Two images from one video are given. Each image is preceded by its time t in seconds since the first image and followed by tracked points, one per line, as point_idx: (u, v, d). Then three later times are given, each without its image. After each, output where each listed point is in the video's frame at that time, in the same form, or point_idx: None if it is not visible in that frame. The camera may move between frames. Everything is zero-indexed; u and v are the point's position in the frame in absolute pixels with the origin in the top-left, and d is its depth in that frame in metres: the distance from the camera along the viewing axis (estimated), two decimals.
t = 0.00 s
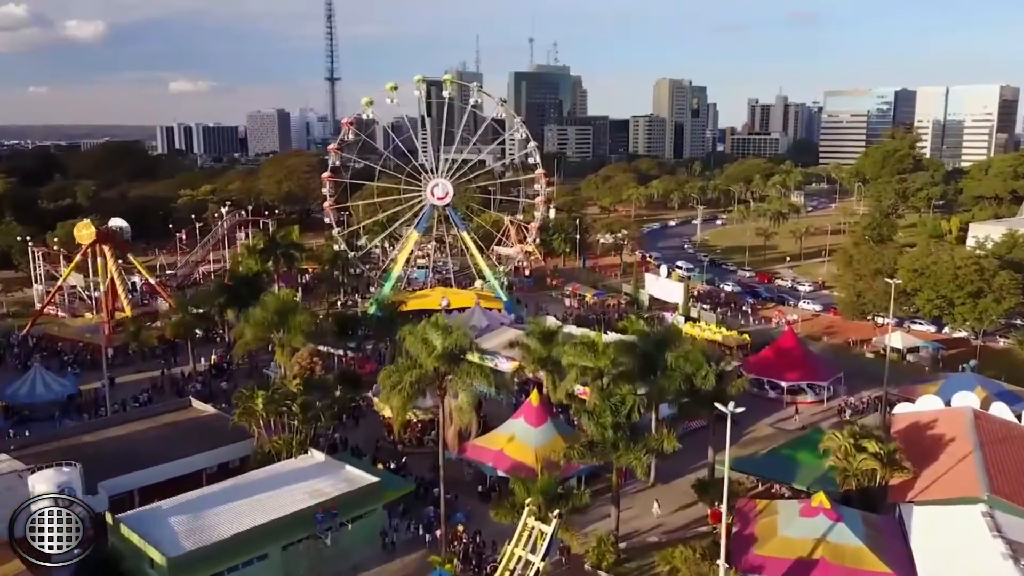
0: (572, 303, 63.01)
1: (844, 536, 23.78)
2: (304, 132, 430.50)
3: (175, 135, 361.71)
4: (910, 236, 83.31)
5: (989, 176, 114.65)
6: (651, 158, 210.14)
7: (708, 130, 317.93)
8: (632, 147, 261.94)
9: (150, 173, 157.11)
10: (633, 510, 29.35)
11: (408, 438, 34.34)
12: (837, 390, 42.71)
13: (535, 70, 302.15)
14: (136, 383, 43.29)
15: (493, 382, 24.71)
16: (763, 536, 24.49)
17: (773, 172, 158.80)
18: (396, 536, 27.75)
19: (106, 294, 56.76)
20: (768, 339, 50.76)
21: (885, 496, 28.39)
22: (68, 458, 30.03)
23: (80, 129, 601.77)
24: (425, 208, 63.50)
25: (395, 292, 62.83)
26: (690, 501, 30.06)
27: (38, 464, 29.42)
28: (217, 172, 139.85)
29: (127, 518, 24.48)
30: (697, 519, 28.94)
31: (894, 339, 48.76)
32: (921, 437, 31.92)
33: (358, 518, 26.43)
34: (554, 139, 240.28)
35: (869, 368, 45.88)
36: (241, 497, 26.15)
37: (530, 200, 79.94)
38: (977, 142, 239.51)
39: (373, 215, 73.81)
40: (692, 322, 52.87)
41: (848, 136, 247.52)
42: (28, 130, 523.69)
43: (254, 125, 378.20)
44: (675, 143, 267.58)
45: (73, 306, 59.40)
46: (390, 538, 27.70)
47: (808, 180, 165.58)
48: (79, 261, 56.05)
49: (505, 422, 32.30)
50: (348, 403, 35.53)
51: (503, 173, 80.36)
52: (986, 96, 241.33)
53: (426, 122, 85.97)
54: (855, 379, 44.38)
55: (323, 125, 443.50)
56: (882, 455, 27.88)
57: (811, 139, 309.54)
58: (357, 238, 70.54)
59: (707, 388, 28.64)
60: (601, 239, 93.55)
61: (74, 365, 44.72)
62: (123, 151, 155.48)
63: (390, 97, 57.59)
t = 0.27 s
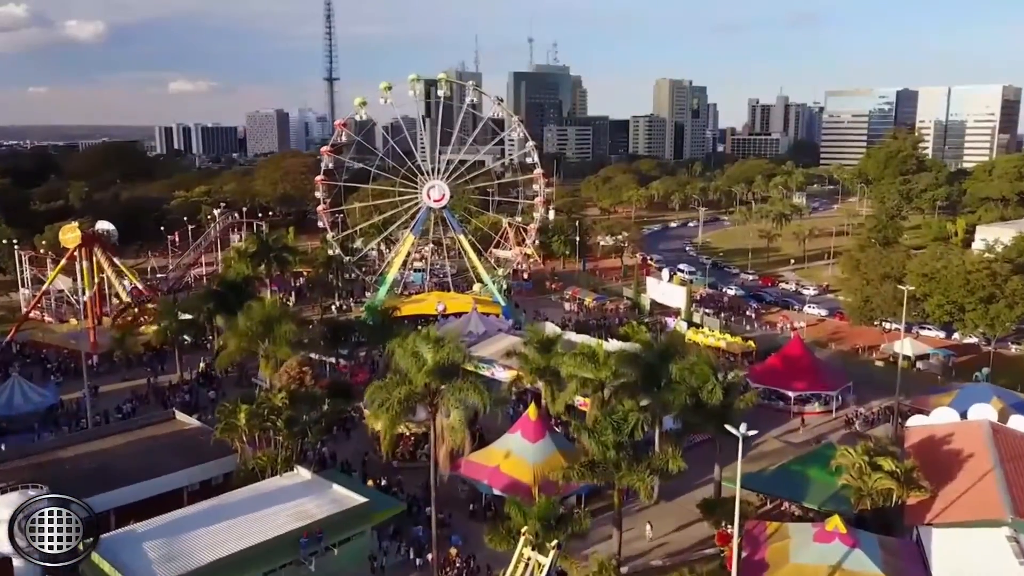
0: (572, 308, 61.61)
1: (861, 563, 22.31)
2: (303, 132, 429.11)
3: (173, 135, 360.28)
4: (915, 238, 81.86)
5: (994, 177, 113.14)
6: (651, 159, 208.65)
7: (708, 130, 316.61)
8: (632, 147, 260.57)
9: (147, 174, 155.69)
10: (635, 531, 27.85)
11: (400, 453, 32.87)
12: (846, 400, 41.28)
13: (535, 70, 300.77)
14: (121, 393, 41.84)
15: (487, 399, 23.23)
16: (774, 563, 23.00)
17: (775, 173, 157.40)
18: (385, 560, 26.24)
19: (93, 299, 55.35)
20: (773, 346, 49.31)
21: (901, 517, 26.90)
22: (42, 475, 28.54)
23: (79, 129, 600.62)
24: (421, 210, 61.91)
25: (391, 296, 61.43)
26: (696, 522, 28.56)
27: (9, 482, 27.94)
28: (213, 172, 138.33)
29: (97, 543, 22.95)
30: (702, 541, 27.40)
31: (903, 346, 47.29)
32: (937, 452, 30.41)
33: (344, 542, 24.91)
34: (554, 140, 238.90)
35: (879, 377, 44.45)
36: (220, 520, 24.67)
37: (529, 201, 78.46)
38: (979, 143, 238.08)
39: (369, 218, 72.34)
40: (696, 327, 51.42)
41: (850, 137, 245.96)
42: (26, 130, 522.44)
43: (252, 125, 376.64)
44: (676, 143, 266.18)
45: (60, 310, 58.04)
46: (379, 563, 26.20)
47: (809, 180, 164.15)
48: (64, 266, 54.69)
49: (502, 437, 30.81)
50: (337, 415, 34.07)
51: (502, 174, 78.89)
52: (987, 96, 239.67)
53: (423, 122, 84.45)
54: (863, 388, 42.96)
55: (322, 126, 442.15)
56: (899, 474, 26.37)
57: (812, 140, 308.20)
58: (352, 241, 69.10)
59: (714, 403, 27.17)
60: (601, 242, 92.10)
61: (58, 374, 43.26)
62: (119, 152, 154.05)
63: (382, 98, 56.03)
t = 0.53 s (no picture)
0: (572, 313, 60.18)
1: None
2: (302, 133, 427.65)
3: (171, 135, 358.77)
4: (920, 241, 80.38)
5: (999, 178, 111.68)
6: (652, 160, 207.04)
7: (708, 131, 315.29)
8: (632, 148, 259.15)
9: (143, 174, 154.19)
10: (638, 554, 26.35)
11: (391, 469, 31.35)
12: (855, 410, 39.81)
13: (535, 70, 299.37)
14: (103, 403, 40.30)
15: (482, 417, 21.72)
16: None
17: (776, 174, 155.97)
18: None
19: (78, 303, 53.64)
20: (779, 353, 47.87)
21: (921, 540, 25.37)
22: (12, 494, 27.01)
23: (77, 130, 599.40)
24: (417, 212, 60.41)
25: (386, 301, 59.99)
26: (702, 543, 27.07)
27: None
28: (210, 173, 136.83)
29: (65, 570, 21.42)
30: (709, 564, 25.92)
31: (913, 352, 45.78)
32: (955, 469, 28.88)
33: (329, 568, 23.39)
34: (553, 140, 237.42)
35: (888, 386, 42.99)
36: (198, 544, 23.17)
37: (528, 203, 77.00)
38: (981, 144, 236.64)
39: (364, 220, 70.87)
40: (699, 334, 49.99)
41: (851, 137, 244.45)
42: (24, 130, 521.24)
43: (251, 126, 375.16)
44: (676, 144, 264.78)
45: (47, 315, 56.38)
46: None
47: (811, 181, 162.68)
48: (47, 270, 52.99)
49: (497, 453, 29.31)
50: (326, 429, 32.58)
51: (500, 176, 77.45)
52: (989, 96, 238.06)
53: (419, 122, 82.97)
54: (873, 398, 41.49)
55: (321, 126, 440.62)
56: (918, 495, 24.82)
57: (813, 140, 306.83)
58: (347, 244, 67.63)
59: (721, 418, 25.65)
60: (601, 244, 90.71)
61: (39, 383, 41.72)
62: (115, 152, 152.53)
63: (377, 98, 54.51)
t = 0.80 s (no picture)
0: (572, 318, 58.78)
1: None
2: (301, 133, 426.17)
3: (170, 135, 357.22)
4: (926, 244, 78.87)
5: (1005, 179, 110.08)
6: (652, 160, 205.50)
7: (708, 131, 313.70)
8: (632, 148, 257.67)
9: (138, 174, 152.67)
10: None
11: (381, 485, 29.90)
12: (867, 419, 38.41)
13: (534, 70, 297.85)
14: (86, 413, 38.89)
15: (475, 439, 20.25)
16: None
17: (778, 174, 154.44)
18: None
19: (64, 309, 52.12)
20: (785, 360, 46.41)
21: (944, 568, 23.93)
22: None
23: (76, 130, 598.54)
24: (413, 215, 58.94)
25: (381, 306, 58.55)
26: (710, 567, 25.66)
27: None
28: (206, 174, 135.33)
29: None
30: None
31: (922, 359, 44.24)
32: (975, 487, 27.34)
33: None
34: (553, 140, 235.94)
35: (899, 395, 41.51)
36: (171, 571, 21.68)
37: (527, 204, 75.56)
38: (983, 145, 235.00)
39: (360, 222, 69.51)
40: (702, 340, 48.57)
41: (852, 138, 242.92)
42: (22, 130, 520.24)
43: (249, 126, 373.55)
44: (676, 144, 263.25)
45: (32, 320, 54.65)
46: None
47: (813, 182, 161.20)
48: (31, 274, 51.41)
49: (493, 470, 27.80)
50: (313, 444, 31.13)
51: (498, 177, 75.96)
52: (992, 96, 236.29)
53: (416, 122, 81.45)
54: (882, 408, 40.04)
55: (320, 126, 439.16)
56: (938, 518, 23.34)
57: (814, 141, 305.19)
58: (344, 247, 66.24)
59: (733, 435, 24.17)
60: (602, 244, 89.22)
61: (20, 394, 40.27)
62: (111, 153, 151.16)
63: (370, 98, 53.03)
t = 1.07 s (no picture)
0: (571, 323, 57.28)
1: None
2: (300, 133, 424.68)
3: (168, 136, 355.57)
4: (932, 246, 77.39)
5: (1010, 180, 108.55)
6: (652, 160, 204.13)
7: (708, 131, 312.12)
8: (632, 148, 256.12)
9: (133, 175, 151.08)
10: None
11: (370, 505, 28.39)
12: (878, 431, 36.91)
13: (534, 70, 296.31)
14: (65, 424, 37.34)
15: (466, 463, 18.73)
16: None
17: (780, 175, 152.93)
18: None
19: (48, 314, 50.49)
20: (792, 368, 44.94)
21: None
22: None
23: (74, 130, 596.62)
24: (408, 218, 57.45)
25: (376, 311, 57.06)
26: None
27: None
28: (201, 175, 133.38)
29: None
30: None
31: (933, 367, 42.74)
32: (998, 508, 25.83)
33: None
34: (552, 141, 234.40)
35: (911, 406, 40.00)
36: None
37: (526, 206, 74.06)
38: (986, 145, 233.40)
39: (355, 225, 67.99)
40: (706, 347, 47.12)
41: (853, 138, 241.59)
42: (20, 130, 518.52)
43: (248, 126, 372.21)
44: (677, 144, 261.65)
45: (15, 325, 53.09)
46: None
47: (815, 183, 159.73)
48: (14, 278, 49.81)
49: (487, 489, 26.27)
50: (300, 460, 29.63)
51: (496, 178, 74.47)
52: (994, 96, 234.75)
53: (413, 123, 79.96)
54: (895, 419, 38.55)
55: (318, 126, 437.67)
56: (962, 545, 21.81)
57: (815, 141, 303.64)
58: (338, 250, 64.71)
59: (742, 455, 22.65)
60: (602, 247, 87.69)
61: None
62: (105, 153, 149.60)
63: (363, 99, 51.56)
